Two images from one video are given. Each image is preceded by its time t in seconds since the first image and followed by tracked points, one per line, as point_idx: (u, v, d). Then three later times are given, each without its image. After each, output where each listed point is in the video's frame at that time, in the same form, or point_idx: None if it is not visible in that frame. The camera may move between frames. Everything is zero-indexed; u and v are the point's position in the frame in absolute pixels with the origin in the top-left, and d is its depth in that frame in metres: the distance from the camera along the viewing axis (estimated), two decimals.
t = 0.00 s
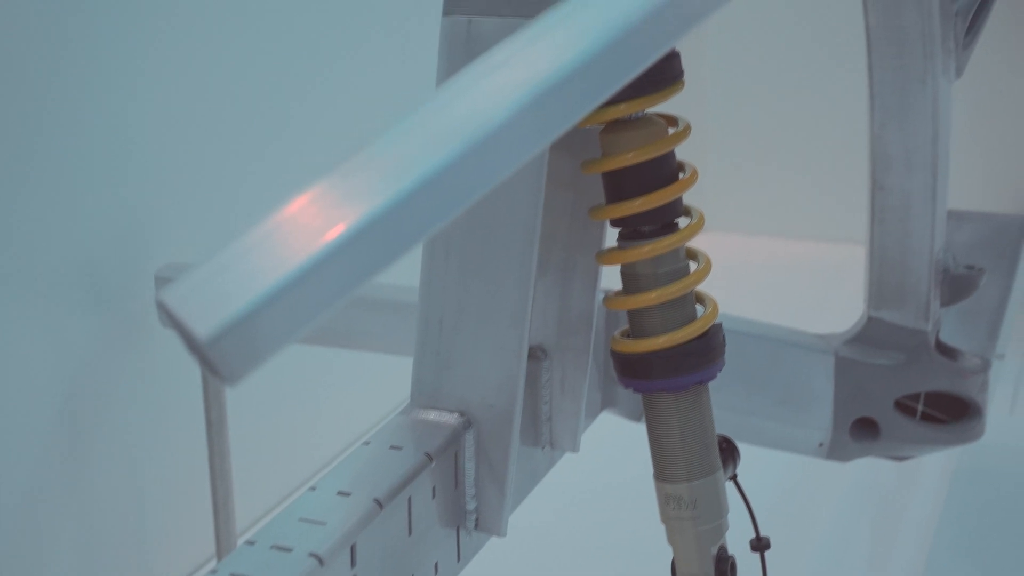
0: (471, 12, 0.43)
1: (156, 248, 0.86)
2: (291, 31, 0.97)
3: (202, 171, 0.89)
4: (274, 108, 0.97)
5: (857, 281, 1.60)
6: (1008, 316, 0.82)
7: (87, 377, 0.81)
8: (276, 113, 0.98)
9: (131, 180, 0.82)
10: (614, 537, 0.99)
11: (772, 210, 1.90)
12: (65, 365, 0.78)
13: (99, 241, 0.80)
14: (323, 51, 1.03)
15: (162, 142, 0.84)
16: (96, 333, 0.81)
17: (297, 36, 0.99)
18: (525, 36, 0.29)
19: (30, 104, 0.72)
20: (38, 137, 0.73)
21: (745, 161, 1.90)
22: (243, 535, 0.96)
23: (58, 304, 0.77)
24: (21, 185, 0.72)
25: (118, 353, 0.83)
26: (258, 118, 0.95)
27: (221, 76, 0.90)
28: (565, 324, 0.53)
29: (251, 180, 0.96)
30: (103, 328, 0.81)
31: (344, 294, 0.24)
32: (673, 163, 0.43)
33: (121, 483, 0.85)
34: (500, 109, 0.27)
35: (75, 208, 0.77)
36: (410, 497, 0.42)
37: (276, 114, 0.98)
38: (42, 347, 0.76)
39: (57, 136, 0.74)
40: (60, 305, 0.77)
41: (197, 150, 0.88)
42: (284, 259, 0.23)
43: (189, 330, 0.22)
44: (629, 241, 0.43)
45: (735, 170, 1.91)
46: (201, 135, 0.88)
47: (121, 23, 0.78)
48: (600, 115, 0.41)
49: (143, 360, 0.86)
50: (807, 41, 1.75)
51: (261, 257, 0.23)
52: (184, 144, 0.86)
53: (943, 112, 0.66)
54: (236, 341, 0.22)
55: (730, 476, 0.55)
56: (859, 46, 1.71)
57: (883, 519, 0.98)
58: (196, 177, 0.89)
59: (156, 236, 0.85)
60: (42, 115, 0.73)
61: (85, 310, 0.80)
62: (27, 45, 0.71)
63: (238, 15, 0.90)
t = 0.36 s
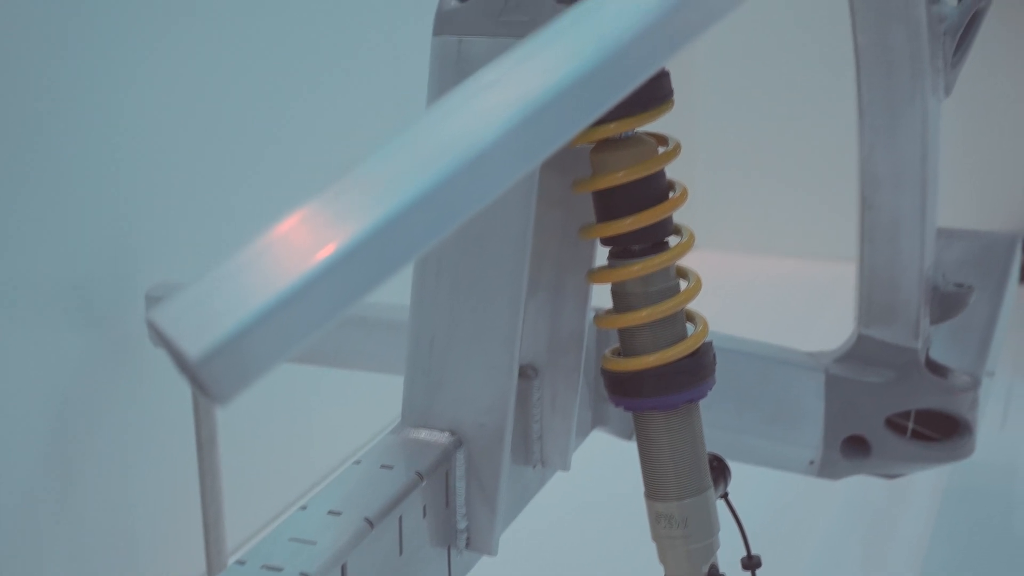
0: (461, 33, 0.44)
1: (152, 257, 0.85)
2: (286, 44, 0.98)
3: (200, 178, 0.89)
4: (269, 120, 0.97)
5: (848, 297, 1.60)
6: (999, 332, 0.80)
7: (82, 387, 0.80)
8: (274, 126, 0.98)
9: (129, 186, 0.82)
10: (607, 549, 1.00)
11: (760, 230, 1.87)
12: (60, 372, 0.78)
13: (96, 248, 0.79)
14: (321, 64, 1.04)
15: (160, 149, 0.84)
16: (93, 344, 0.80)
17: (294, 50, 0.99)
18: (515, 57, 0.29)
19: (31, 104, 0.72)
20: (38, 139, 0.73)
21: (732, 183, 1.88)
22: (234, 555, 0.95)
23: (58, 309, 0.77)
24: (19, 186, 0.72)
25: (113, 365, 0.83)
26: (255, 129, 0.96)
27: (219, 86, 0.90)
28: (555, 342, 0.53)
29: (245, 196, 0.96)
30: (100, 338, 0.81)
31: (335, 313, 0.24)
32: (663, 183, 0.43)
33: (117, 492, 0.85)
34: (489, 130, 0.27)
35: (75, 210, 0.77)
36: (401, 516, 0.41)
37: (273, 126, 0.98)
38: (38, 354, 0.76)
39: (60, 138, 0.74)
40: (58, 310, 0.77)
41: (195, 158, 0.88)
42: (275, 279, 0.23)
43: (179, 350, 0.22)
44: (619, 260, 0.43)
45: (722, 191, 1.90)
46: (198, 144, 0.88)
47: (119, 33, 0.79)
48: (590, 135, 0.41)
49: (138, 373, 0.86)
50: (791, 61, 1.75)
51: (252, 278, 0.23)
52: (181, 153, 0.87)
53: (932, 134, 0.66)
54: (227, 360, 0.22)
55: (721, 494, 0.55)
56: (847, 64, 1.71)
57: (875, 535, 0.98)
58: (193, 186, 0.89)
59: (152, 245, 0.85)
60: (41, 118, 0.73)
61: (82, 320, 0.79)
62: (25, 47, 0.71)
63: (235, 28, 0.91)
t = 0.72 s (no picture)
0: (449, 51, 0.44)
1: (146, 267, 0.85)
2: (281, 56, 0.98)
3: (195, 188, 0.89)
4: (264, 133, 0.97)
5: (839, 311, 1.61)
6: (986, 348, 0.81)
7: (77, 397, 0.79)
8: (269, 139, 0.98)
9: (123, 194, 0.82)
10: (597, 563, 1.00)
11: (748, 247, 1.86)
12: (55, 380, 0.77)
13: (90, 257, 0.79)
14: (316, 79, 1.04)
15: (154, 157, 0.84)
16: (86, 355, 0.80)
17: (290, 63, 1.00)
18: (503, 75, 0.29)
19: (26, 105, 0.72)
20: (32, 141, 0.73)
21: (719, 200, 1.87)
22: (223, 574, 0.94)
23: (52, 315, 0.76)
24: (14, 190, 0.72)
25: (108, 379, 0.82)
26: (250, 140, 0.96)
27: (212, 96, 0.90)
28: (544, 359, 0.53)
29: (240, 213, 0.95)
30: (93, 346, 0.80)
31: (326, 330, 0.24)
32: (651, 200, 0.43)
33: (109, 503, 0.84)
34: (478, 147, 0.27)
35: (70, 215, 0.77)
36: (390, 534, 0.41)
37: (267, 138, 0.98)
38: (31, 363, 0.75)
39: (54, 138, 0.75)
40: (53, 318, 0.76)
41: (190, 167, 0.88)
42: (263, 298, 0.23)
43: (167, 368, 0.22)
44: (608, 277, 0.44)
45: (711, 206, 1.88)
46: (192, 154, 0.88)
47: (113, 41, 0.79)
48: (578, 152, 0.41)
49: (133, 389, 0.85)
50: (774, 79, 1.74)
51: (240, 296, 0.23)
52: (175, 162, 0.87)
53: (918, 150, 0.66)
54: (216, 379, 0.22)
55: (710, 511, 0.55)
56: (831, 79, 1.69)
57: (865, 550, 0.98)
58: (187, 196, 0.89)
59: (146, 256, 0.85)
60: (35, 122, 0.73)
61: (76, 331, 0.79)
62: (19, 51, 0.71)
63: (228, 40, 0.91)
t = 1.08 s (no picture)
0: (437, 68, 0.44)
1: (134, 282, 0.85)
2: (271, 72, 0.99)
3: (185, 203, 0.90)
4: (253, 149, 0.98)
5: (827, 327, 1.61)
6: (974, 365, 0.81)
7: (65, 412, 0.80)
8: (258, 155, 0.99)
9: (111, 208, 0.82)
10: None
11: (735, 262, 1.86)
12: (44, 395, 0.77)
13: (79, 271, 0.80)
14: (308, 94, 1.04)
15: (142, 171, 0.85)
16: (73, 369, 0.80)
17: (279, 79, 1.00)
18: (491, 94, 0.30)
19: (16, 118, 0.72)
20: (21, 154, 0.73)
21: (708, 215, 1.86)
22: None
23: (40, 328, 0.77)
24: (8, 198, 0.72)
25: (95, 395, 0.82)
26: (239, 156, 0.96)
27: (202, 111, 0.91)
28: (533, 376, 0.53)
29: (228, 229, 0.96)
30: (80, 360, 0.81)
31: (316, 347, 0.24)
32: (639, 217, 0.44)
33: (96, 517, 0.84)
34: (468, 164, 0.27)
35: (59, 228, 0.77)
36: (379, 551, 0.41)
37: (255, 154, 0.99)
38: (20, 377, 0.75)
39: (45, 150, 0.75)
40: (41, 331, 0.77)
41: (178, 182, 0.89)
42: (252, 315, 0.23)
43: (156, 386, 0.22)
44: (597, 293, 0.44)
45: (699, 221, 1.88)
46: (181, 169, 0.89)
47: (103, 55, 0.79)
48: (566, 169, 0.41)
49: (121, 402, 0.85)
50: (762, 93, 1.74)
51: (229, 314, 0.23)
52: (163, 177, 0.87)
53: (905, 164, 0.67)
54: (206, 396, 0.22)
55: (699, 528, 0.55)
56: (818, 96, 1.70)
57: (857, 566, 0.98)
58: (175, 211, 0.89)
59: (133, 270, 0.85)
60: (25, 134, 0.73)
61: (64, 344, 0.79)
62: (15, 56, 0.72)
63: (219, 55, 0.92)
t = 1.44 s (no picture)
0: (424, 86, 0.44)
1: (127, 292, 0.85)
2: (264, 84, 0.98)
3: (179, 213, 0.90)
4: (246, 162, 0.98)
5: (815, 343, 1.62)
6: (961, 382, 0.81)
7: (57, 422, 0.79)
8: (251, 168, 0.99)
9: (105, 215, 0.82)
10: None
11: (724, 278, 1.87)
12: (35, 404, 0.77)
13: (72, 278, 0.80)
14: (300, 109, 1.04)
15: (136, 179, 0.85)
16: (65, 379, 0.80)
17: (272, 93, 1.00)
18: (479, 111, 0.30)
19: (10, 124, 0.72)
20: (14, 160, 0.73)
21: (696, 230, 1.87)
22: None
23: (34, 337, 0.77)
24: (8, 197, 0.73)
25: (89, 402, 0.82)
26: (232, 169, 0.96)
27: (199, 116, 0.91)
28: (521, 394, 0.53)
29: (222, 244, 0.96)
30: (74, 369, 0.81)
31: (305, 364, 0.24)
32: (627, 234, 0.44)
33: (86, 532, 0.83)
34: (454, 182, 0.27)
35: (56, 231, 0.77)
36: (368, 570, 0.41)
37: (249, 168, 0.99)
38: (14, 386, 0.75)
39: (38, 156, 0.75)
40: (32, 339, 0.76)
41: (174, 190, 0.89)
42: (239, 333, 0.23)
43: (143, 405, 0.22)
44: (585, 310, 0.44)
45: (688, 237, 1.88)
46: (175, 179, 0.89)
47: (100, 60, 0.80)
48: (554, 187, 0.41)
49: (111, 414, 0.85)
50: (748, 112, 1.75)
51: (216, 332, 0.23)
52: (162, 180, 0.87)
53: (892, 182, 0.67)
54: (193, 415, 0.22)
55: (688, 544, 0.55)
56: (806, 113, 1.70)
57: None
58: (170, 220, 0.89)
59: (126, 280, 0.85)
60: (25, 134, 0.74)
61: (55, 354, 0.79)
62: (14, 56, 0.72)
63: (214, 67, 0.92)
